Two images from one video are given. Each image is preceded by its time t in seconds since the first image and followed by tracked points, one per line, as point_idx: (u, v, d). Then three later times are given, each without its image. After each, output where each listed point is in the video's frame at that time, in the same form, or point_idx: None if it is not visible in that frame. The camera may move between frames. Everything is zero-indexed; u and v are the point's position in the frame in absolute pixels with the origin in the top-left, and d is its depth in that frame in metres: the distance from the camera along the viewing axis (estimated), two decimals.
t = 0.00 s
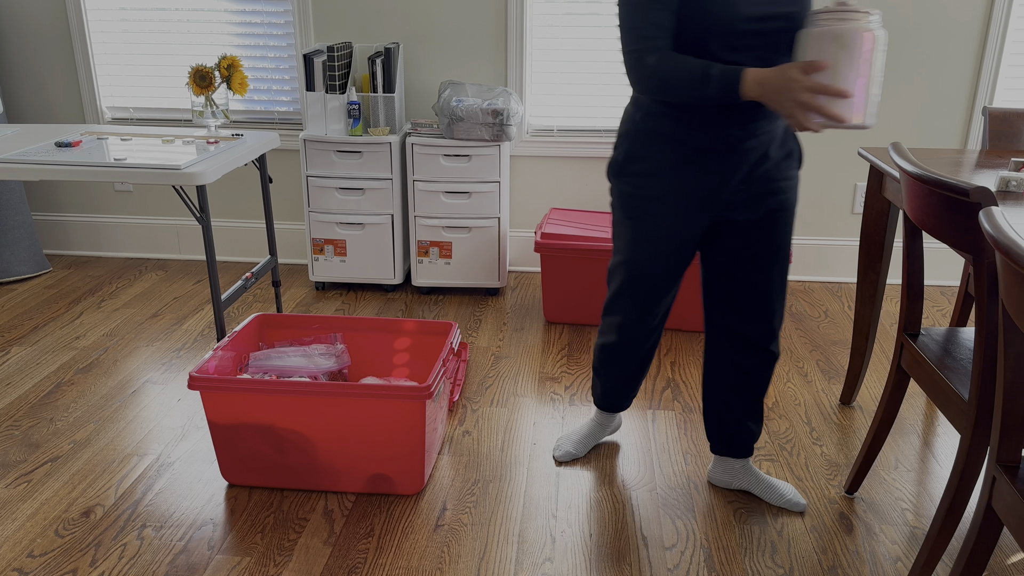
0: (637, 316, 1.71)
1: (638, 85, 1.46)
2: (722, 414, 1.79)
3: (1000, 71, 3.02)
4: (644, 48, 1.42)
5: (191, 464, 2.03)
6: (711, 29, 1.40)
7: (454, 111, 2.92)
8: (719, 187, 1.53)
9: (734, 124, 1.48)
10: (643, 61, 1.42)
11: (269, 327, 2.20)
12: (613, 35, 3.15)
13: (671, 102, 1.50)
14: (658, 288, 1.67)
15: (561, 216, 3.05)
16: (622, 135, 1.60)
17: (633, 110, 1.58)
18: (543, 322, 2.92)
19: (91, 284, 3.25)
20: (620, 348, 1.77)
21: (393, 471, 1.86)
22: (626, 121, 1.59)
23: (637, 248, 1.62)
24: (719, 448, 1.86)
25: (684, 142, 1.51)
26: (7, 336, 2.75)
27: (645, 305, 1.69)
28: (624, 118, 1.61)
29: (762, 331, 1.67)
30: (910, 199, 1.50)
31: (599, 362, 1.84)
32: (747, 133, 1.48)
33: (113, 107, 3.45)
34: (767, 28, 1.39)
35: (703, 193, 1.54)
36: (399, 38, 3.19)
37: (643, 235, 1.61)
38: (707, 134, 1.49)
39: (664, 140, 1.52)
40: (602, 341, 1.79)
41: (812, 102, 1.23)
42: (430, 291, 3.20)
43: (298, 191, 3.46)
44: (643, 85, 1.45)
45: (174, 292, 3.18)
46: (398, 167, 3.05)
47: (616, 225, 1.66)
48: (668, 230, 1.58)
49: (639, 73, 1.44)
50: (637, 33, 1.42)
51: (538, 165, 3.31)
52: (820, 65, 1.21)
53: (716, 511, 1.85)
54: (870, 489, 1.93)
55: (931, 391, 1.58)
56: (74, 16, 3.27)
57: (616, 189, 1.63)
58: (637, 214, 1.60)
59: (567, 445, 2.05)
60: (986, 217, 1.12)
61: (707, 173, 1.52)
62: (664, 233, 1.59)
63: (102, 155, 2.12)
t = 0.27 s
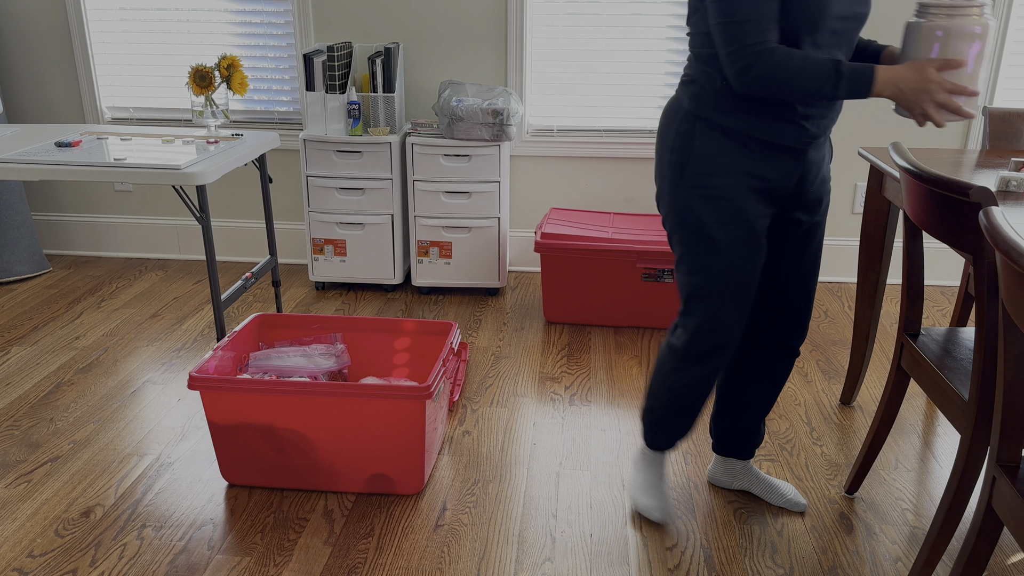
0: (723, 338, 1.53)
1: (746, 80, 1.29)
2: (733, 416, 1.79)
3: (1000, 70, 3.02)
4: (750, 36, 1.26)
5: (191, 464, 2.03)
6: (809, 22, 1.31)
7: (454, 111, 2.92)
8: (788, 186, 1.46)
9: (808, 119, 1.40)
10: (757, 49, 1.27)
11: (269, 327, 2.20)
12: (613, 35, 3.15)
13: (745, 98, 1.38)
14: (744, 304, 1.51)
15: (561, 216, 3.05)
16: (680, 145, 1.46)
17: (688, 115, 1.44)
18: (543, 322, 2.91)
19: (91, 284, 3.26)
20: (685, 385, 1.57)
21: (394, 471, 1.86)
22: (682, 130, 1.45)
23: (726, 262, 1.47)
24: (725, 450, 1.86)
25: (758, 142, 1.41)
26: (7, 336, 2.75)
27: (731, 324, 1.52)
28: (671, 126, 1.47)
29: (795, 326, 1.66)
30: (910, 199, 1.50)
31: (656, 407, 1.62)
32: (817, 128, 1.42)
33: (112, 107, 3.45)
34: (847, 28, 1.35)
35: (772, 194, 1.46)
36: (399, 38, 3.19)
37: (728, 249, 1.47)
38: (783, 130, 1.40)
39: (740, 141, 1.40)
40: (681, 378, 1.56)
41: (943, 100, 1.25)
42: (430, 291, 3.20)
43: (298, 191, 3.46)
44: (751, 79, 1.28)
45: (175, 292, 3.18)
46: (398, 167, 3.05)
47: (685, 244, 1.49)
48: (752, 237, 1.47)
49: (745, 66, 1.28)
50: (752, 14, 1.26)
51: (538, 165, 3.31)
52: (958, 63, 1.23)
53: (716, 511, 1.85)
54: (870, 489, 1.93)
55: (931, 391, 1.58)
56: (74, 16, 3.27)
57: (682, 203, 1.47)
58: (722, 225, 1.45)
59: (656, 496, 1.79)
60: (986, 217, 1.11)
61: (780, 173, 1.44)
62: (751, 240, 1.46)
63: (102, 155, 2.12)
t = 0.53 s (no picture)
0: (769, 343, 1.49)
1: (834, 81, 1.24)
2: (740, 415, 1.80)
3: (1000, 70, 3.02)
4: (831, 33, 1.21)
5: (191, 464, 2.03)
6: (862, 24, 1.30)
7: (454, 111, 2.92)
8: (823, 187, 1.44)
9: (846, 121, 1.39)
10: (843, 48, 1.22)
11: (269, 327, 2.20)
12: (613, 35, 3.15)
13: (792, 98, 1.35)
14: (791, 306, 1.47)
15: (561, 216, 3.05)
16: (723, 148, 1.40)
17: (729, 117, 1.39)
18: (543, 322, 2.92)
19: (91, 284, 3.26)
20: (754, 400, 1.56)
21: (394, 471, 1.87)
22: (725, 132, 1.39)
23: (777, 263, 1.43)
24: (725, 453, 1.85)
25: (802, 143, 1.38)
26: (7, 336, 2.75)
27: (778, 329, 1.48)
28: (706, 128, 1.41)
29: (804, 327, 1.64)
30: (910, 200, 1.50)
31: (739, 435, 1.61)
32: (852, 131, 1.41)
33: (112, 107, 3.45)
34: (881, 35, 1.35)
35: (809, 195, 1.44)
36: (399, 38, 3.19)
37: (778, 250, 1.42)
38: (827, 132, 1.38)
39: (788, 143, 1.37)
40: (744, 393, 1.55)
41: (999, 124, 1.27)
42: (430, 291, 3.20)
43: (298, 191, 3.46)
44: (839, 80, 1.23)
45: (175, 292, 3.18)
46: (398, 167, 3.05)
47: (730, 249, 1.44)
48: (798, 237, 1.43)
49: (832, 67, 1.23)
50: (829, 9, 1.21)
51: (538, 165, 3.31)
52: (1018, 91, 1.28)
53: (716, 512, 1.85)
54: (870, 489, 1.93)
55: (931, 391, 1.58)
56: (74, 16, 3.28)
57: (728, 208, 1.41)
58: (773, 228, 1.41)
59: (797, 553, 1.66)
60: (986, 217, 1.11)
61: (819, 174, 1.42)
62: (798, 240, 1.43)
63: (102, 155, 2.12)
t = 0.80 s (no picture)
0: (779, 347, 1.50)
1: (886, 76, 1.25)
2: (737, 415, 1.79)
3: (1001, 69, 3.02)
4: (877, 29, 1.22)
5: (191, 464, 2.03)
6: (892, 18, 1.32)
7: (454, 111, 2.92)
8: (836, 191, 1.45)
9: (864, 124, 1.40)
10: (894, 42, 1.23)
11: (269, 327, 2.20)
12: (612, 35, 3.15)
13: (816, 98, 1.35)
14: (803, 311, 1.48)
15: (561, 216, 3.05)
16: (744, 148, 1.39)
17: (751, 116, 1.38)
18: (543, 322, 2.92)
19: (91, 284, 3.26)
20: (760, 408, 1.57)
21: (394, 472, 1.87)
22: (746, 132, 1.38)
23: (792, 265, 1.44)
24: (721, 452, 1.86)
25: (821, 145, 1.38)
26: (7, 336, 2.75)
27: (789, 333, 1.48)
28: (725, 127, 1.40)
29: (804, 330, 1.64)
30: (910, 199, 1.50)
31: (744, 442, 1.62)
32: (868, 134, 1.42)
33: (112, 107, 3.45)
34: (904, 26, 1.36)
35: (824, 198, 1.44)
36: (399, 38, 3.19)
37: (794, 253, 1.43)
38: (846, 133, 1.38)
39: (809, 145, 1.37)
40: (755, 401, 1.56)
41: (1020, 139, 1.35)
42: (430, 291, 3.20)
43: (298, 192, 3.46)
44: (891, 75, 1.25)
45: (174, 292, 3.18)
46: (398, 167, 3.05)
47: (746, 251, 1.44)
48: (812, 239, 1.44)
49: (882, 63, 1.24)
50: (870, 5, 1.21)
51: (538, 165, 3.31)
52: None
53: (716, 512, 1.85)
54: (870, 489, 1.93)
55: (931, 391, 1.58)
56: (74, 16, 3.28)
57: (747, 210, 1.41)
58: (791, 230, 1.41)
59: (797, 555, 1.66)
60: (987, 217, 1.11)
61: (835, 177, 1.42)
62: (813, 243, 1.44)
63: (102, 155, 2.12)
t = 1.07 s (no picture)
0: (774, 351, 1.50)
1: (911, 79, 1.26)
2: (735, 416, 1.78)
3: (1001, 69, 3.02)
4: (900, 31, 1.24)
5: (191, 464, 2.03)
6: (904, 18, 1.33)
7: (454, 111, 2.92)
8: (834, 195, 1.46)
9: (864, 129, 1.40)
10: (919, 44, 1.24)
11: (268, 327, 2.20)
12: (613, 35, 3.15)
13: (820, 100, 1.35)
14: (800, 314, 1.48)
15: (561, 216, 3.05)
16: (744, 149, 1.39)
17: (753, 117, 1.37)
18: (543, 322, 2.92)
19: (91, 284, 3.26)
20: (756, 411, 1.57)
21: (394, 472, 1.87)
22: (748, 133, 1.38)
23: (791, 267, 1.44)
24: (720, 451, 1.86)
25: (822, 148, 1.38)
26: (7, 336, 2.75)
27: (785, 337, 1.48)
28: (726, 128, 1.40)
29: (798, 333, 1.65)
30: (910, 199, 1.50)
31: (739, 443, 1.62)
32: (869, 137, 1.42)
33: (112, 107, 3.45)
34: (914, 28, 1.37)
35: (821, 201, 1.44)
36: (399, 38, 3.19)
37: (791, 256, 1.43)
38: (846, 137, 1.38)
39: (810, 148, 1.37)
40: (750, 404, 1.56)
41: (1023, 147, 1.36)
42: (430, 291, 3.20)
43: (298, 191, 3.46)
44: (918, 77, 1.26)
45: (175, 292, 3.18)
46: (398, 167, 3.05)
47: (743, 254, 1.44)
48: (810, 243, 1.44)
49: (907, 64, 1.26)
50: (893, 6, 1.23)
51: (538, 165, 3.31)
52: None
53: (716, 512, 1.85)
54: (870, 489, 1.93)
55: (931, 391, 1.58)
56: (74, 16, 3.28)
57: (746, 212, 1.41)
58: (790, 233, 1.41)
59: (797, 555, 1.66)
60: (986, 217, 1.11)
61: (833, 181, 1.43)
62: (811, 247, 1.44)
63: (102, 155, 2.12)
